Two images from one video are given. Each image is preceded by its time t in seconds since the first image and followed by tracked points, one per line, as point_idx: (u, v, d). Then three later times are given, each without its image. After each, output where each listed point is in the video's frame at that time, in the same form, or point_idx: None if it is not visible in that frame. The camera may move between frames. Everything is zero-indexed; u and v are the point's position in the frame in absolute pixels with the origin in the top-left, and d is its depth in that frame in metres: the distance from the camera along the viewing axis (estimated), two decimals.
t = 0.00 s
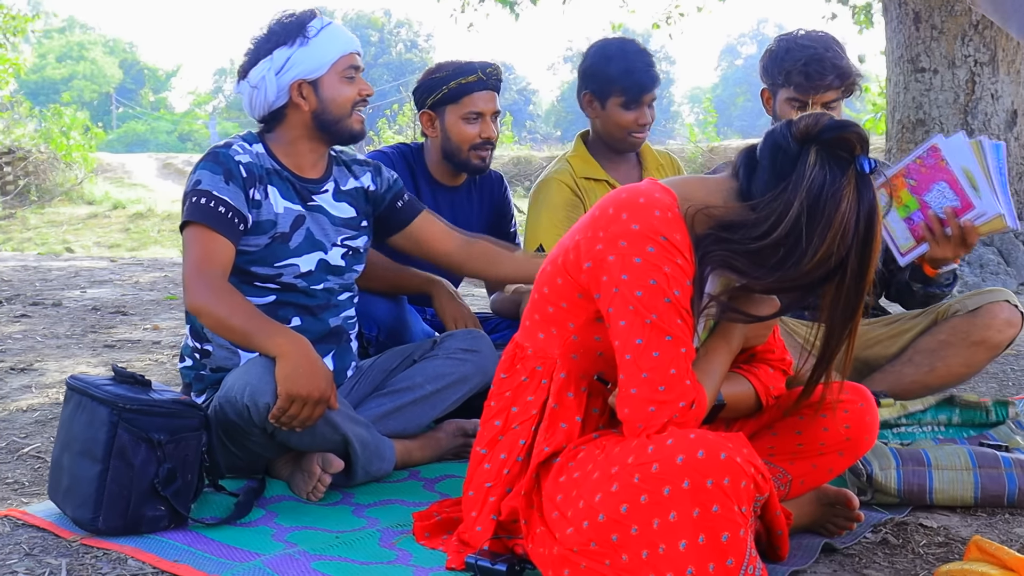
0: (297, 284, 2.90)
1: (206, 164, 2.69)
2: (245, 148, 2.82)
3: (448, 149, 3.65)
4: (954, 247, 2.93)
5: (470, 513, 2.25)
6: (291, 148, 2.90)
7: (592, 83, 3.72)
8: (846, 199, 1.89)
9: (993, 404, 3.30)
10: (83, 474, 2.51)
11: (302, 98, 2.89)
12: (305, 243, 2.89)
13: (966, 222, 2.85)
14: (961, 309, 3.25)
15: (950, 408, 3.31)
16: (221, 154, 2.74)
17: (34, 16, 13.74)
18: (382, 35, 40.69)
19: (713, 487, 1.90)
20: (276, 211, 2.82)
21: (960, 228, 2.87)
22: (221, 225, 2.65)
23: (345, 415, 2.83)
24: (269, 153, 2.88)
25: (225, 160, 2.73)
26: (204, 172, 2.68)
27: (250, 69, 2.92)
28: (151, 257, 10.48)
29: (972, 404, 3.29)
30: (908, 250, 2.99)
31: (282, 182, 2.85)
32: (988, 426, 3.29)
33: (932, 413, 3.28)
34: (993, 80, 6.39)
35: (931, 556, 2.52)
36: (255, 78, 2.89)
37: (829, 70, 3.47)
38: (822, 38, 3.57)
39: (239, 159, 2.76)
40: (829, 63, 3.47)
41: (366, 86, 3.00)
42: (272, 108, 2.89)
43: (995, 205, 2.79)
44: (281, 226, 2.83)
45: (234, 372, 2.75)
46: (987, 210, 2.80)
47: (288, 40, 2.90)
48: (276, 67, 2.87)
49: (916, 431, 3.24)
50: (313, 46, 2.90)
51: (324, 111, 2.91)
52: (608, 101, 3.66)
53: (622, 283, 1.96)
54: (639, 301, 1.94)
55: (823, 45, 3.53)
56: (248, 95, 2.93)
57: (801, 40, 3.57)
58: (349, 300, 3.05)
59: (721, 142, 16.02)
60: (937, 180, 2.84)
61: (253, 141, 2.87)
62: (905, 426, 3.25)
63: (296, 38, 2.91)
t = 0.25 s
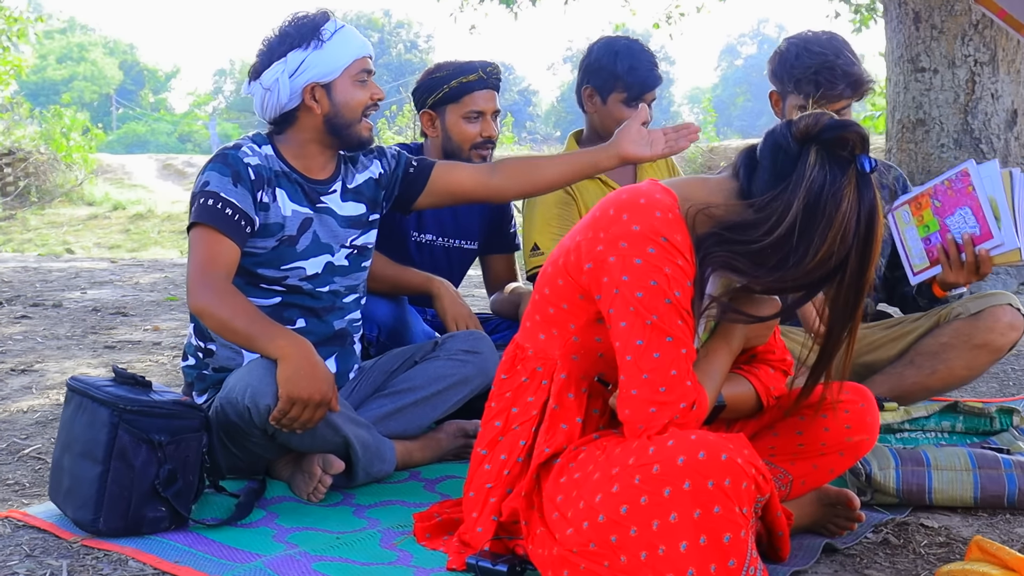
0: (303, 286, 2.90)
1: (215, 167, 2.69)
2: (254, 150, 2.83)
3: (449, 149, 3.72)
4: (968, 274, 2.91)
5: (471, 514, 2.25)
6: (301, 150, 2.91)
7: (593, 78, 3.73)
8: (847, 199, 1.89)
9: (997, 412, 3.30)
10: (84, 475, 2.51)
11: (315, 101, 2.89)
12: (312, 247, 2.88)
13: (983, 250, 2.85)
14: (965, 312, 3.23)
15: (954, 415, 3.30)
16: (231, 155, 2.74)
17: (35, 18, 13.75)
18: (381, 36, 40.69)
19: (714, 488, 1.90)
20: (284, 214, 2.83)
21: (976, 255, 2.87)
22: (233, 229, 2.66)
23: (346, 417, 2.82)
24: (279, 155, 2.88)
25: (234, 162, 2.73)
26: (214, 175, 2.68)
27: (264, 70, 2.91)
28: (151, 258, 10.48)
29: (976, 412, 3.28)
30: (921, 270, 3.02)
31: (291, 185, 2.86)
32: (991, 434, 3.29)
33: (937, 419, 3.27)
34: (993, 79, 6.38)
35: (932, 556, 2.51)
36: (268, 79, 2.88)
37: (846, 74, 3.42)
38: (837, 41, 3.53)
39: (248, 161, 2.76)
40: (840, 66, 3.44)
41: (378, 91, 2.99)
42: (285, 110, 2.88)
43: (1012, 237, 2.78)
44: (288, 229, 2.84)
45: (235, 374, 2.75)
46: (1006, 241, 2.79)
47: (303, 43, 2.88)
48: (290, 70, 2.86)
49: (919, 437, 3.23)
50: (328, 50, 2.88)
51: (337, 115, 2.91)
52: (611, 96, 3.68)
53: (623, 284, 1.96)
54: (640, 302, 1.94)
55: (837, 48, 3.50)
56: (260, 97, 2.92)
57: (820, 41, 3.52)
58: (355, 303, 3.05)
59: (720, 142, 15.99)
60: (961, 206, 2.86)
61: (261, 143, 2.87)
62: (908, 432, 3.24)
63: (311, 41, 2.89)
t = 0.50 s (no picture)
0: (302, 289, 2.90)
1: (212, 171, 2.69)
2: (251, 153, 2.83)
3: (451, 150, 3.73)
4: (973, 293, 2.85)
5: (472, 516, 2.25)
6: (297, 154, 2.91)
7: (576, 79, 3.74)
8: (839, 170, 1.90)
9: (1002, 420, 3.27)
10: (85, 477, 2.51)
11: (312, 104, 2.89)
12: (310, 249, 2.88)
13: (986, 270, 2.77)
14: (979, 328, 3.25)
15: (958, 421, 3.28)
16: (229, 159, 2.74)
17: (36, 21, 13.77)
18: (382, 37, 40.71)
19: (715, 489, 1.90)
20: (282, 217, 2.83)
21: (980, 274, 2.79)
22: (230, 232, 2.66)
23: (347, 418, 2.82)
24: (276, 158, 2.88)
25: (231, 166, 2.73)
26: (211, 177, 2.68)
27: (260, 74, 2.92)
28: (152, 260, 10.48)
29: (980, 419, 3.25)
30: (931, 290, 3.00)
31: (289, 187, 2.85)
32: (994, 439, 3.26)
33: (940, 423, 3.25)
34: (993, 80, 6.38)
35: (934, 557, 2.51)
36: (264, 83, 2.89)
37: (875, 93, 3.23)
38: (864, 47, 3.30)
39: (245, 164, 2.77)
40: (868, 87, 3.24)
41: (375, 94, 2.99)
42: (282, 114, 2.88)
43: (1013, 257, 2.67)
44: (286, 232, 2.84)
45: (235, 375, 2.75)
46: (1010, 262, 2.68)
47: (299, 46, 2.89)
48: (286, 74, 2.86)
49: (922, 441, 3.22)
50: (324, 53, 2.89)
51: (333, 118, 2.91)
52: (591, 95, 3.69)
53: (622, 286, 1.96)
54: (639, 304, 1.94)
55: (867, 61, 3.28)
56: (257, 100, 2.92)
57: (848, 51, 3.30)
58: (354, 305, 3.05)
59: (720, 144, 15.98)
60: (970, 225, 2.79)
61: (258, 146, 2.87)
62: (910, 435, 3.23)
63: (307, 44, 2.89)
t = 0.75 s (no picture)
0: (300, 290, 2.91)
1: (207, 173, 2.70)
2: (247, 155, 2.83)
3: (452, 150, 3.72)
4: (967, 314, 2.94)
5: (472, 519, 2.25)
6: (293, 155, 2.90)
7: (559, 81, 3.83)
8: (829, 161, 1.92)
9: (1005, 422, 3.22)
10: (86, 479, 2.51)
11: (306, 105, 2.89)
12: (307, 250, 2.88)
13: (977, 292, 2.88)
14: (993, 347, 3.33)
15: (961, 425, 3.25)
16: (225, 161, 2.74)
17: (36, 22, 13.77)
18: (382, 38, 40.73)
19: (716, 491, 1.90)
20: (279, 218, 2.82)
21: (972, 296, 2.90)
22: (227, 235, 2.66)
23: (347, 419, 2.82)
24: (272, 160, 2.88)
25: (227, 168, 2.73)
26: (207, 180, 2.68)
27: (254, 75, 2.93)
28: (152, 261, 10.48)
29: (983, 421, 3.21)
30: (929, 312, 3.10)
31: (284, 189, 2.85)
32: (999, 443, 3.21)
33: (942, 428, 3.25)
34: (994, 81, 6.38)
35: (935, 558, 2.51)
36: (259, 84, 2.89)
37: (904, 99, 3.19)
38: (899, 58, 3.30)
39: (241, 166, 2.76)
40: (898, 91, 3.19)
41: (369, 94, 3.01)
42: (277, 115, 2.89)
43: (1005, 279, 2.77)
44: (283, 233, 2.84)
45: (235, 377, 2.75)
46: (999, 283, 2.78)
47: (292, 48, 2.90)
48: (280, 75, 2.87)
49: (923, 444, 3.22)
50: (318, 54, 2.90)
51: (327, 118, 2.91)
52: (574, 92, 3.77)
53: (619, 288, 1.96)
54: (637, 306, 1.94)
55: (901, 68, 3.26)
56: (251, 102, 2.93)
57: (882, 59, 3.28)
58: (353, 306, 3.05)
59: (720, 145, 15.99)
60: (966, 246, 2.90)
61: (254, 148, 2.87)
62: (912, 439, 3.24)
63: (301, 45, 2.90)
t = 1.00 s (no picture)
0: (299, 291, 2.91)
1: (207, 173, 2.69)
2: (249, 157, 2.82)
3: (451, 151, 3.72)
4: (970, 330, 3.02)
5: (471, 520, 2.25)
6: (295, 157, 2.90)
7: (555, 84, 3.84)
8: (826, 157, 1.92)
9: (1001, 424, 3.32)
10: (85, 481, 2.51)
11: (308, 106, 2.89)
12: (308, 251, 2.89)
13: (981, 310, 2.94)
14: (998, 361, 3.27)
15: (959, 433, 3.33)
16: (227, 162, 2.73)
17: (36, 24, 13.77)
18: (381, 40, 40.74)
19: (715, 493, 1.90)
20: (279, 219, 2.82)
21: (975, 313, 2.97)
22: (228, 234, 2.66)
23: (347, 422, 2.82)
24: (273, 161, 2.87)
25: (229, 169, 2.73)
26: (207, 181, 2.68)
27: (257, 77, 2.92)
28: (152, 263, 10.48)
29: (980, 426, 3.29)
30: (934, 327, 3.12)
31: (285, 191, 2.85)
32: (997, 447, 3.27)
33: (940, 438, 3.32)
34: (993, 82, 6.39)
35: (935, 560, 2.51)
36: (261, 86, 2.89)
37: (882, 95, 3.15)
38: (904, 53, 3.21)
39: (243, 167, 2.76)
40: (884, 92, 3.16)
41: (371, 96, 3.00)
42: (280, 116, 2.88)
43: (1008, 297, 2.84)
44: (284, 234, 2.84)
45: (235, 379, 2.75)
46: (1002, 301, 2.85)
47: (294, 49, 2.90)
48: (283, 75, 2.87)
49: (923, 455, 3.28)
50: (320, 55, 2.90)
51: (330, 120, 2.91)
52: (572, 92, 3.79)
53: (620, 290, 1.96)
54: (637, 308, 1.94)
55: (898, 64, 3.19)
56: (253, 103, 2.92)
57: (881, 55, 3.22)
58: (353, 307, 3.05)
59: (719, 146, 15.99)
60: (967, 264, 2.94)
61: (256, 150, 2.86)
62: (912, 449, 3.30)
63: (303, 47, 2.90)
